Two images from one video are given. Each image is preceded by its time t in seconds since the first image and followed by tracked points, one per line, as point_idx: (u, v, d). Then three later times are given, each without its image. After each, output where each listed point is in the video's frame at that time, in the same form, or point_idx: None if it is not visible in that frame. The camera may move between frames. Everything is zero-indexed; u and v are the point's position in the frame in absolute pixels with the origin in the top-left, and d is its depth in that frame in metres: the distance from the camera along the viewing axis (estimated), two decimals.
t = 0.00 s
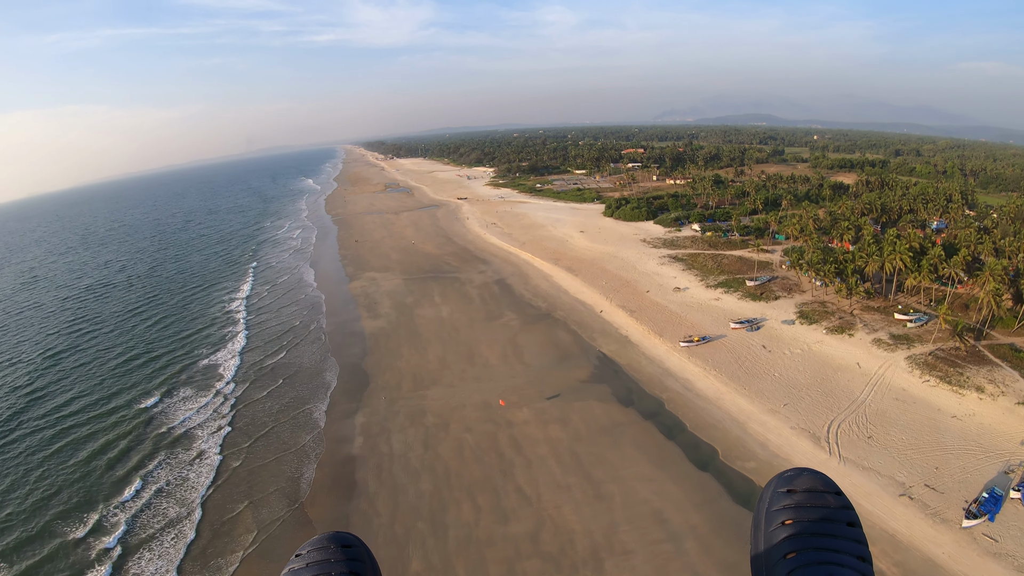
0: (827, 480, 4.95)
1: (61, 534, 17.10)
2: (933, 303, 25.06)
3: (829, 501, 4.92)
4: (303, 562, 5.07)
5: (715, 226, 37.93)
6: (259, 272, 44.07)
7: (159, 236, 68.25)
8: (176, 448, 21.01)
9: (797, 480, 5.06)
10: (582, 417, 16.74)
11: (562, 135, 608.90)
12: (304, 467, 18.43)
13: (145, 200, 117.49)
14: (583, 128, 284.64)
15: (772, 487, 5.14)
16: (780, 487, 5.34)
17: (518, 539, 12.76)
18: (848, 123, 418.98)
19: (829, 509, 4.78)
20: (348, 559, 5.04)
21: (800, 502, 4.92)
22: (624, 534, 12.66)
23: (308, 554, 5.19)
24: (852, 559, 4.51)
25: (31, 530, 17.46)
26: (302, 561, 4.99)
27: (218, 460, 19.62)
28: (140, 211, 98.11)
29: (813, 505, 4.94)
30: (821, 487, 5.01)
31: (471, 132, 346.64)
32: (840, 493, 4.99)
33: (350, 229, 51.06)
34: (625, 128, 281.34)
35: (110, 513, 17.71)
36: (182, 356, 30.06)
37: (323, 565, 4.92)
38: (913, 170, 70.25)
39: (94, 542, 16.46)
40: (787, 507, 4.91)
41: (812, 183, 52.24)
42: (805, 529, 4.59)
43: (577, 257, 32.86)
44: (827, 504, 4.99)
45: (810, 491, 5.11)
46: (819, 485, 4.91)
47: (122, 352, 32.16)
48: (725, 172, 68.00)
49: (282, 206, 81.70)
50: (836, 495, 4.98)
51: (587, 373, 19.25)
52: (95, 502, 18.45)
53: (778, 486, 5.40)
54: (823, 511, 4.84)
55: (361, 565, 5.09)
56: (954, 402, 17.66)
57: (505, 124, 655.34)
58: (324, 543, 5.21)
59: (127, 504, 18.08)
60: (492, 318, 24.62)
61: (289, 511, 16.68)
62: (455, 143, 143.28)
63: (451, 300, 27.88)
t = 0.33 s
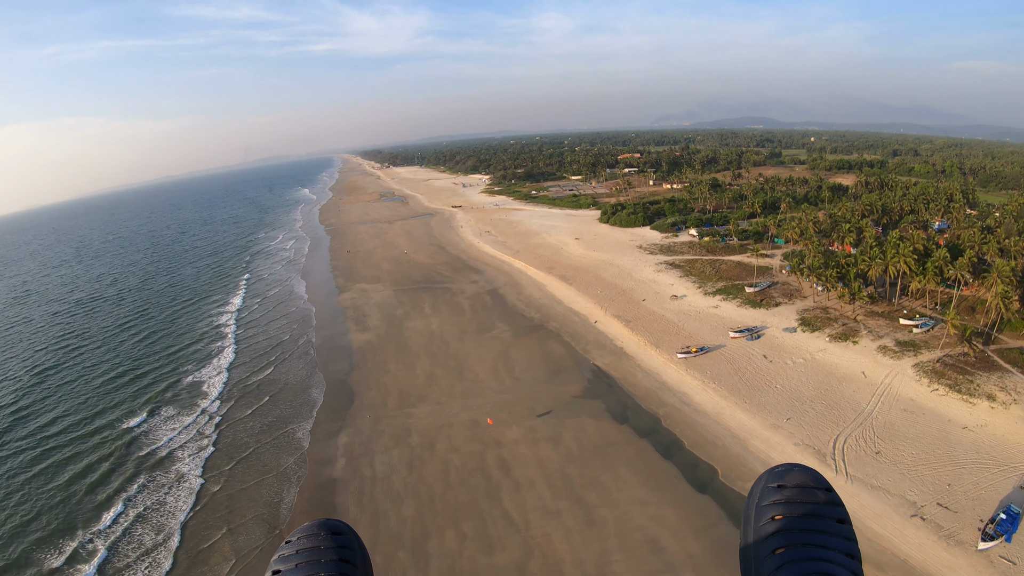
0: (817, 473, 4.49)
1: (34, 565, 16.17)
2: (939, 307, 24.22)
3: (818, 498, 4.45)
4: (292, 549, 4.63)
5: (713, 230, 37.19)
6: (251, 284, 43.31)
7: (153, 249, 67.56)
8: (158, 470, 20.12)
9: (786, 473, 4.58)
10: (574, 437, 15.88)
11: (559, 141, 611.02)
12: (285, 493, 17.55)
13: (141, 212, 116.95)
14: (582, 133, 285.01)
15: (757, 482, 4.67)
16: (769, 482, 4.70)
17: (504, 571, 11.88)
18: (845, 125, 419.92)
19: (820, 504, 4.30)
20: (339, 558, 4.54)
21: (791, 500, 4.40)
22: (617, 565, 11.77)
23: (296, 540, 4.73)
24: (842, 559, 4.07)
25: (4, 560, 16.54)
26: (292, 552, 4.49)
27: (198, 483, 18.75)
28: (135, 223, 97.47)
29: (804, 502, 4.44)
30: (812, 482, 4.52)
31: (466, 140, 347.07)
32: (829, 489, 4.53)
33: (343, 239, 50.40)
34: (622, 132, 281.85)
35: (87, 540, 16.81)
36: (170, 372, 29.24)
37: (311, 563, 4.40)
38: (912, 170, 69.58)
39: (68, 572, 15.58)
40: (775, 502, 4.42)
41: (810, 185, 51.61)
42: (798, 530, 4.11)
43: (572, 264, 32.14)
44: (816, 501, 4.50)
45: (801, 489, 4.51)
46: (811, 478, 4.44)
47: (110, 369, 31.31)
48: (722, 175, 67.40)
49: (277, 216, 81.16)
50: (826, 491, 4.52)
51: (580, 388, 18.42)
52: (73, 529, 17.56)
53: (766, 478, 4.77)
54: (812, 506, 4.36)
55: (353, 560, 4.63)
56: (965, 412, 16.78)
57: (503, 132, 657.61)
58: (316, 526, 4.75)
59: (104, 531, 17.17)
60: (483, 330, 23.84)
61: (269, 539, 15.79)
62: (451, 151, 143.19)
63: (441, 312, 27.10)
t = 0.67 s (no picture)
0: (809, 473, 4.65)
1: None
2: (946, 308, 23.44)
3: (808, 496, 4.63)
4: (289, 546, 4.74)
5: (711, 234, 36.49)
6: (244, 297, 42.53)
7: (147, 262, 66.81)
8: (142, 494, 19.28)
9: (778, 472, 4.76)
10: (568, 456, 15.08)
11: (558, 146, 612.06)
12: (268, 519, 16.74)
13: (137, 225, 116.29)
14: (579, 138, 285.56)
15: (750, 479, 4.81)
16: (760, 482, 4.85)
17: None
18: (843, 124, 419.85)
19: (812, 503, 4.47)
20: (335, 554, 4.63)
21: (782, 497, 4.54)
22: None
23: (293, 537, 4.83)
24: (833, 555, 4.24)
25: None
26: (287, 550, 4.58)
27: (180, 509, 17.90)
28: (130, 237, 96.63)
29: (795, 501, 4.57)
30: (804, 481, 4.69)
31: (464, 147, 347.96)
32: (821, 488, 4.67)
33: (337, 250, 49.76)
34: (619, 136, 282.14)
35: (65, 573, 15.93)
36: (160, 391, 28.42)
37: (308, 559, 4.51)
38: (911, 167, 68.87)
39: None
40: (767, 500, 4.59)
41: (809, 184, 50.93)
42: (788, 526, 4.25)
43: (568, 272, 31.40)
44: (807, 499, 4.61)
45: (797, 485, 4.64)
46: (802, 479, 4.63)
47: (99, 389, 30.46)
48: (720, 177, 66.71)
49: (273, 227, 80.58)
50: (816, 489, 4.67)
51: (574, 403, 17.62)
52: (51, 559, 16.68)
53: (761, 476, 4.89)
54: (805, 504, 4.53)
55: (350, 555, 4.73)
56: (978, 420, 15.87)
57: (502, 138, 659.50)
58: (312, 523, 4.84)
59: (83, 561, 16.29)
60: (475, 343, 23.07)
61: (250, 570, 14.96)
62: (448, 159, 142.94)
63: (433, 324, 26.37)
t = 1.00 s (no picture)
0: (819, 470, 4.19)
1: None
2: (955, 313, 22.61)
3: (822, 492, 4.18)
4: (297, 557, 4.37)
5: (711, 238, 35.74)
6: (238, 308, 41.83)
7: (142, 273, 66.20)
8: (120, 515, 18.43)
9: (787, 470, 4.28)
10: (559, 477, 14.28)
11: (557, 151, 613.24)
12: (246, 544, 15.94)
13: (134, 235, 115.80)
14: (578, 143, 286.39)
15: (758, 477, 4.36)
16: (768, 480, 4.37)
17: None
18: (842, 126, 419.68)
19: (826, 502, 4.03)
20: (342, 564, 4.22)
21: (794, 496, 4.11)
22: None
23: (301, 546, 4.46)
24: (844, 555, 3.87)
25: None
26: (294, 559, 4.25)
27: (159, 532, 17.09)
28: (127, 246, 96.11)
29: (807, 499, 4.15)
30: (813, 479, 4.23)
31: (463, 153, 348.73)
32: (832, 485, 4.22)
33: (332, 258, 49.16)
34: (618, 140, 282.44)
35: None
36: (147, 406, 27.63)
37: (314, 568, 4.12)
38: (912, 167, 68.08)
39: None
40: (777, 499, 4.14)
41: (810, 186, 50.20)
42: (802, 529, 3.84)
43: (563, 280, 30.66)
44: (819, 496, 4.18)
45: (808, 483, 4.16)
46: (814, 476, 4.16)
47: (86, 404, 29.67)
48: (719, 180, 66.00)
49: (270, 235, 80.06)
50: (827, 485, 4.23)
51: (567, 420, 16.82)
52: None
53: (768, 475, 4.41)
54: (815, 504, 4.06)
55: (356, 566, 4.26)
56: (992, 434, 14.95)
57: (501, 143, 661.26)
58: (319, 531, 4.46)
59: None
60: (466, 355, 22.32)
61: None
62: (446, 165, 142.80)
63: (424, 335, 25.65)
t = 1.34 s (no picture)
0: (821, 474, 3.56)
1: None
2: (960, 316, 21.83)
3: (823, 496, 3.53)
4: (299, 561, 3.60)
5: (708, 239, 34.99)
6: (228, 314, 41.01)
7: (134, 278, 65.35)
8: (96, 532, 17.57)
9: (787, 475, 3.61)
10: (546, 495, 13.52)
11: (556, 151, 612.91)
12: (222, 564, 15.16)
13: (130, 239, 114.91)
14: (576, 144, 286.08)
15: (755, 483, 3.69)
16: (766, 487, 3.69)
17: None
18: (842, 125, 419.27)
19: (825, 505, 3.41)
20: (346, 568, 3.44)
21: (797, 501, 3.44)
22: None
23: (304, 549, 3.70)
24: (848, 561, 3.16)
25: None
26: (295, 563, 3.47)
27: (136, 550, 16.23)
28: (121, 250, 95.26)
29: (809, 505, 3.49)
30: (813, 485, 3.60)
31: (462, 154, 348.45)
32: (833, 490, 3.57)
33: (325, 262, 48.44)
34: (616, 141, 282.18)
35: None
36: (132, 417, 26.81)
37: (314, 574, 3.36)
38: (912, 166, 67.27)
39: None
40: (777, 505, 3.48)
41: (809, 186, 49.46)
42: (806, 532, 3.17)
43: (557, 283, 29.92)
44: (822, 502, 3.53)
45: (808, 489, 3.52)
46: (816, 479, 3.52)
47: (70, 415, 28.84)
48: (717, 180, 65.16)
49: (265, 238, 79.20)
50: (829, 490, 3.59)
51: (556, 433, 16.04)
52: None
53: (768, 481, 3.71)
54: (816, 510, 3.41)
55: (364, 571, 3.46)
56: (1003, 448, 14.14)
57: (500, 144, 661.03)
58: (322, 531, 3.70)
59: None
60: (454, 363, 21.56)
61: None
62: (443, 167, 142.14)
63: (412, 342, 24.88)
